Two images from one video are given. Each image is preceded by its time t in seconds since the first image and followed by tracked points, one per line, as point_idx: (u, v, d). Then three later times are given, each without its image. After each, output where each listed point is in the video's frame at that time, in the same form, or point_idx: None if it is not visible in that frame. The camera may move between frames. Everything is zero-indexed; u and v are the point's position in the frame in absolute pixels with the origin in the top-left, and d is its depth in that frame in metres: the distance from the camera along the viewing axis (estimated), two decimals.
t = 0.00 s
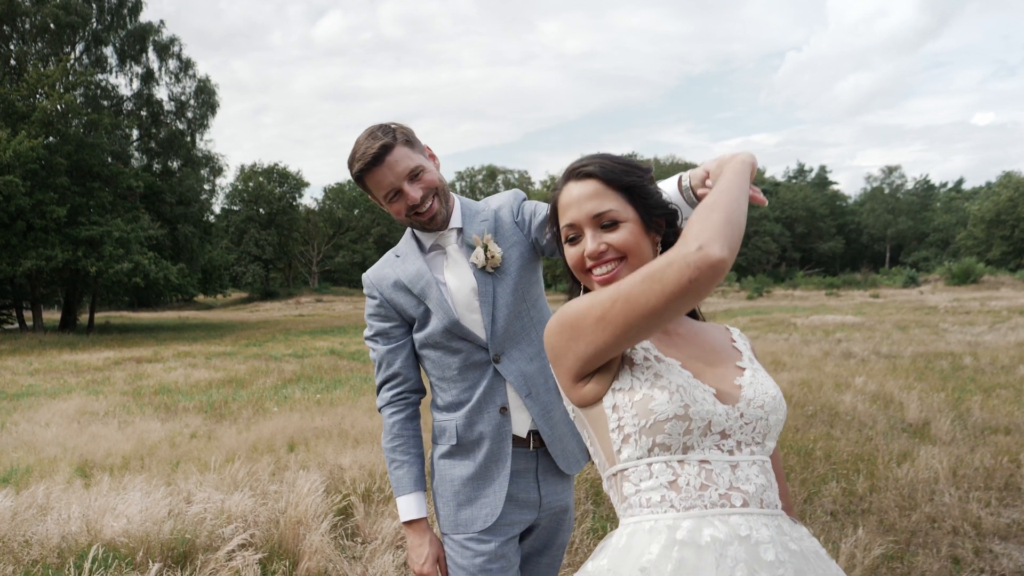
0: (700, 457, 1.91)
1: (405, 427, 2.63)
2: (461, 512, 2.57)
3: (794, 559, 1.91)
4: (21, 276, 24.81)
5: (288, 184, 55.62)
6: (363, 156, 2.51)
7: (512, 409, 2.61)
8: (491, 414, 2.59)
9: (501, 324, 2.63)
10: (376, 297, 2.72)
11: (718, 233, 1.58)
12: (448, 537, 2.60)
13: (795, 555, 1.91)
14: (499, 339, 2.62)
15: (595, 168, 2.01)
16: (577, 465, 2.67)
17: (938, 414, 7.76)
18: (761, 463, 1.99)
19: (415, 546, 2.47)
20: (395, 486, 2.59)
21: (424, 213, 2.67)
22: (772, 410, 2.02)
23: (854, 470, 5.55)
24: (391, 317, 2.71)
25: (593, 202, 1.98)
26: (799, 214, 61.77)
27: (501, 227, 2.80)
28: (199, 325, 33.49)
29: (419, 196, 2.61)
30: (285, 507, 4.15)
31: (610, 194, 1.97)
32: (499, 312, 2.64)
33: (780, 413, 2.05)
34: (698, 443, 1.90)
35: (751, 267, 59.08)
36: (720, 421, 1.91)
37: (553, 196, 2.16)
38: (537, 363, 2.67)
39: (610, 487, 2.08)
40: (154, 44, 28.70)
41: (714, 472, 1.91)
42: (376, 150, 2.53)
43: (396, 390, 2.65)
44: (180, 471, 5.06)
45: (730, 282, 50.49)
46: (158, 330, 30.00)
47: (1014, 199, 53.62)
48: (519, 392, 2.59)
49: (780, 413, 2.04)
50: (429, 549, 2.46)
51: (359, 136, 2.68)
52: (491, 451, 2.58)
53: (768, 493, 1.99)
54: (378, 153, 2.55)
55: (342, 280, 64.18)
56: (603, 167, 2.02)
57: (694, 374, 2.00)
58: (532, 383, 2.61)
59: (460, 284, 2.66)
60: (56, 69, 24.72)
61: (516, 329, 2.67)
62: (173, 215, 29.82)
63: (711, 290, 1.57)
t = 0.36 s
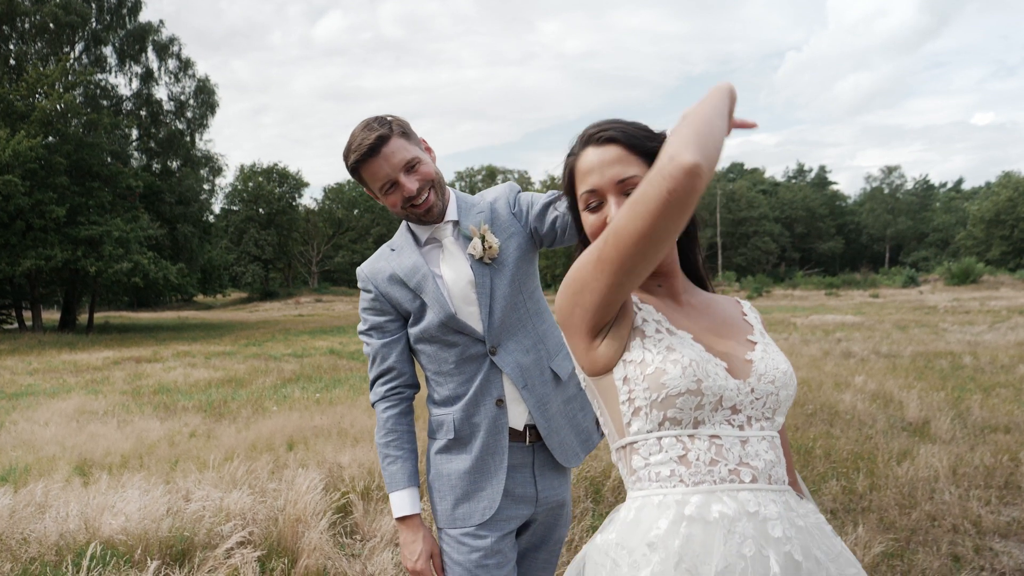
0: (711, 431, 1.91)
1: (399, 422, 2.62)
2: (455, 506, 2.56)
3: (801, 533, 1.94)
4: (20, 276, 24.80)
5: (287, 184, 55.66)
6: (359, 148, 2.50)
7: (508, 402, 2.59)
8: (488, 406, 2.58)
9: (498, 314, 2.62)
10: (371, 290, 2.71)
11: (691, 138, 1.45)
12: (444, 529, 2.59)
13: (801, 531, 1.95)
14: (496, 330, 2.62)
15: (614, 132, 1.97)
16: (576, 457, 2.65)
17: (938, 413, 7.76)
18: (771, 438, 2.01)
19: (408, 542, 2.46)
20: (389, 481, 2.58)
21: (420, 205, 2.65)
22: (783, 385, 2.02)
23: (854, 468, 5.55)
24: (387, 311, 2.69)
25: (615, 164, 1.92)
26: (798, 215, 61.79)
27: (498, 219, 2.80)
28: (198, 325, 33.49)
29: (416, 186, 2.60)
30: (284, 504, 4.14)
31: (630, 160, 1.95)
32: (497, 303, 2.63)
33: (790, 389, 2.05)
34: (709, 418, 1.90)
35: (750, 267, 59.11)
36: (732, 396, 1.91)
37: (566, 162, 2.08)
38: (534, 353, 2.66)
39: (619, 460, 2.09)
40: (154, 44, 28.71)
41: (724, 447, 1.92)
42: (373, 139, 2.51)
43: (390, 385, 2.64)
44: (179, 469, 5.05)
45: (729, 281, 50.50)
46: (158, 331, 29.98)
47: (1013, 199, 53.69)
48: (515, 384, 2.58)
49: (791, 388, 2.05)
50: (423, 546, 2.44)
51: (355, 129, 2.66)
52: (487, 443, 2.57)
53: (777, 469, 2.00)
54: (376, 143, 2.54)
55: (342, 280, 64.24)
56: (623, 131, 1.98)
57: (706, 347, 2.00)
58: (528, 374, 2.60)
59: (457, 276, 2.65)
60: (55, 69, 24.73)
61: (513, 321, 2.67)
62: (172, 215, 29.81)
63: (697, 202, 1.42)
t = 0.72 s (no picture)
0: (722, 416, 1.95)
1: (395, 419, 2.63)
2: (452, 501, 2.58)
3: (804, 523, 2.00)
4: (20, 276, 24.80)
5: (287, 184, 55.70)
6: (367, 140, 2.53)
7: (507, 397, 2.61)
8: (486, 401, 2.59)
9: (497, 310, 2.63)
10: (371, 287, 2.72)
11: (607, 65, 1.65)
12: (442, 524, 2.61)
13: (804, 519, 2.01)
14: (495, 325, 2.62)
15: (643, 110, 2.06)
16: (570, 452, 2.67)
17: (937, 413, 7.77)
18: (781, 425, 2.05)
19: (404, 540, 2.46)
20: (384, 478, 2.58)
21: (420, 199, 2.67)
22: (796, 370, 2.08)
23: (852, 467, 5.56)
24: (386, 308, 2.70)
25: (648, 146, 2.04)
26: (798, 215, 61.81)
27: (499, 214, 2.81)
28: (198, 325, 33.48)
29: (420, 180, 2.63)
30: (284, 504, 4.15)
31: (663, 141, 2.05)
32: (496, 298, 2.64)
33: (803, 375, 2.10)
34: (720, 402, 1.94)
35: (750, 267, 59.12)
36: (745, 381, 1.96)
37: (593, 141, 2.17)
38: (533, 348, 2.68)
39: (631, 439, 2.12)
40: (154, 44, 28.73)
41: (735, 432, 1.96)
42: (380, 134, 2.56)
43: (388, 381, 2.64)
44: (179, 469, 5.06)
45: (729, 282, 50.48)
46: (158, 331, 29.97)
47: (1013, 199, 53.71)
48: (515, 377, 2.59)
49: (802, 375, 2.10)
50: (419, 543, 2.44)
51: (361, 124, 2.71)
52: (486, 437, 2.58)
53: (785, 457, 2.04)
54: (381, 138, 2.59)
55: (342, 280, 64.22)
56: (655, 111, 2.07)
57: (718, 332, 2.06)
58: (526, 368, 2.61)
59: (457, 270, 2.66)
60: (55, 69, 24.74)
61: (512, 316, 2.67)
62: (172, 215, 29.81)
63: (615, 122, 1.62)
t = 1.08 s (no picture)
0: (711, 408, 1.98)
1: (394, 416, 2.64)
2: (445, 498, 2.61)
3: (794, 518, 1.98)
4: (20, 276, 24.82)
5: (287, 184, 55.75)
6: (377, 134, 2.57)
7: (502, 394, 2.63)
8: (481, 398, 2.61)
9: (492, 308, 2.66)
10: (370, 284, 2.73)
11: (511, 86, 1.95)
12: (439, 522, 2.62)
13: (794, 514, 1.99)
14: (490, 324, 2.65)
15: (673, 105, 2.03)
16: (564, 449, 2.68)
17: (934, 413, 7.79)
18: (776, 419, 2.03)
19: (402, 535, 2.48)
20: (383, 475, 2.59)
21: (426, 195, 2.69)
22: (794, 366, 2.03)
23: (849, 468, 5.59)
24: (384, 305, 2.71)
25: (682, 145, 2.00)
26: (797, 215, 61.86)
27: (496, 216, 2.84)
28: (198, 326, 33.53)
29: (426, 176, 2.65)
30: (283, 504, 4.16)
31: (695, 139, 2.01)
32: (491, 296, 2.67)
33: (805, 370, 2.05)
34: (709, 394, 1.97)
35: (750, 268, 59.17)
36: (735, 375, 1.96)
37: (620, 131, 2.14)
38: (528, 345, 2.71)
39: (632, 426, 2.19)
40: (154, 44, 28.74)
41: (722, 425, 1.98)
42: (387, 130, 2.59)
43: (386, 378, 2.65)
44: (178, 470, 5.08)
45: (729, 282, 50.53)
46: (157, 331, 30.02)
47: (1012, 200, 53.77)
48: (510, 375, 2.62)
49: (804, 372, 2.05)
50: (419, 539, 2.47)
51: (368, 120, 2.74)
52: (481, 434, 2.60)
53: (775, 453, 2.02)
54: (388, 134, 2.61)
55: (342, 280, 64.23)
56: (690, 108, 2.04)
57: (712, 325, 2.07)
58: (521, 366, 2.64)
59: (455, 268, 2.69)
60: (55, 70, 24.77)
61: (507, 315, 2.70)
62: (172, 216, 29.84)
63: (516, 150, 1.88)
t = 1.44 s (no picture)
0: (674, 399, 2.00)
1: (388, 408, 2.65)
2: (435, 491, 2.63)
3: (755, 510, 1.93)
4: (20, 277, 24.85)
5: (287, 185, 55.79)
6: (381, 131, 2.63)
7: (491, 391, 2.66)
8: (470, 394, 2.65)
9: (482, 306, 2.72)
10: (366, 278, 2.74)
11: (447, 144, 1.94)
12: (431, 516, 2.65)
13: (756, 507, 1.94)
14: (480, 322, 2.70)
15: (694, 105, 1.94)
16: (554, 445, 2.73)
17: (930, 413, 7.84)
18: (744, 414, 1.96)
19: (394, 526, 2.51)
20: (376, 466, 2.60)
21: (427, 192, 2.76)
22: (763, 365, 1.93)
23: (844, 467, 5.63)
24: (378, 299, 2.74)
25: (701, 146, 1.91)
26: (796, 216, 61.98)
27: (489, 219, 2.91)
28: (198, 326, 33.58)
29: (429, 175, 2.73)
30: (281, 502, 4.21)
31: (716, 142, 1.93)
32: (482, 295, 2.73)
33: (783, 368, 1.93)
34: (673, 384, 2.00)
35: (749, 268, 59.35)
36: (700, 368, 1.95)
37: (639, 119, 2.05)
38: (516, 344, 2.76)
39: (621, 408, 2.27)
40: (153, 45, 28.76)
41: (684, 415, 1.99)
42: (393, 127, 2.66)
43: (380, 371, 2.67)
44: (178, 469, 5.12)
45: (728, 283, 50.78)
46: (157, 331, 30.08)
47: (1011, 200, 53.83)
48: (499, 371, 2.66)
49: (779, 369, 1.94)
50: (413, 529, 2.50)
51: (373, 118, 2.79)
52: (470, 429, 2.64)
53: (741, 448, 1.97)
54: (394, 132, 2.68)
55: (341, 281, 64.28)
56: (713, 110, 1.95)
57: (690, 318, 2.05)
58: (510, 363, 2.69)
59: (448, 266, 2.74)
60: (54, 71, 24.80)
61: (498, 316, 2.76)
62: (171, 216, 29.89)
63: (474, 221, 1.95)
